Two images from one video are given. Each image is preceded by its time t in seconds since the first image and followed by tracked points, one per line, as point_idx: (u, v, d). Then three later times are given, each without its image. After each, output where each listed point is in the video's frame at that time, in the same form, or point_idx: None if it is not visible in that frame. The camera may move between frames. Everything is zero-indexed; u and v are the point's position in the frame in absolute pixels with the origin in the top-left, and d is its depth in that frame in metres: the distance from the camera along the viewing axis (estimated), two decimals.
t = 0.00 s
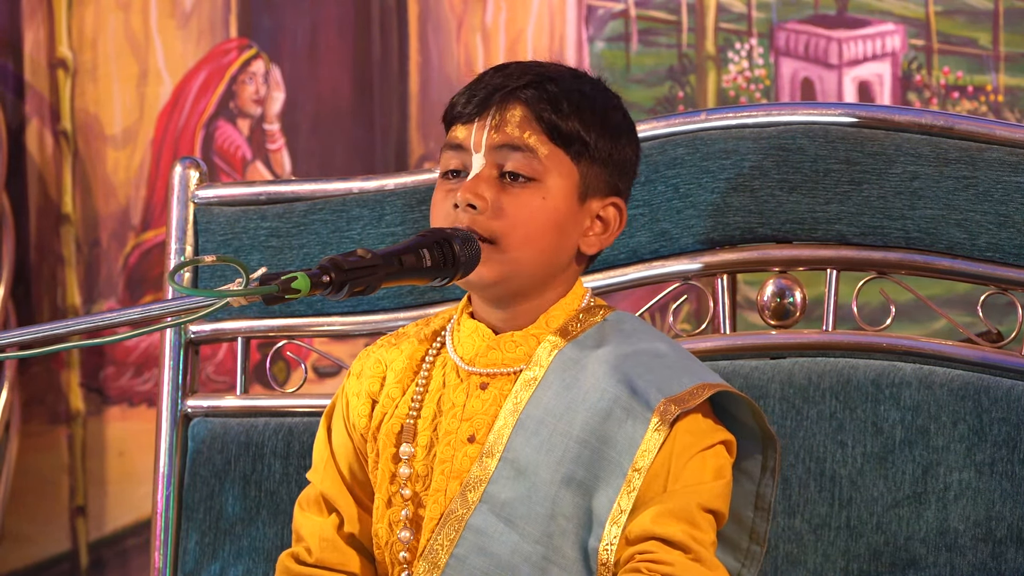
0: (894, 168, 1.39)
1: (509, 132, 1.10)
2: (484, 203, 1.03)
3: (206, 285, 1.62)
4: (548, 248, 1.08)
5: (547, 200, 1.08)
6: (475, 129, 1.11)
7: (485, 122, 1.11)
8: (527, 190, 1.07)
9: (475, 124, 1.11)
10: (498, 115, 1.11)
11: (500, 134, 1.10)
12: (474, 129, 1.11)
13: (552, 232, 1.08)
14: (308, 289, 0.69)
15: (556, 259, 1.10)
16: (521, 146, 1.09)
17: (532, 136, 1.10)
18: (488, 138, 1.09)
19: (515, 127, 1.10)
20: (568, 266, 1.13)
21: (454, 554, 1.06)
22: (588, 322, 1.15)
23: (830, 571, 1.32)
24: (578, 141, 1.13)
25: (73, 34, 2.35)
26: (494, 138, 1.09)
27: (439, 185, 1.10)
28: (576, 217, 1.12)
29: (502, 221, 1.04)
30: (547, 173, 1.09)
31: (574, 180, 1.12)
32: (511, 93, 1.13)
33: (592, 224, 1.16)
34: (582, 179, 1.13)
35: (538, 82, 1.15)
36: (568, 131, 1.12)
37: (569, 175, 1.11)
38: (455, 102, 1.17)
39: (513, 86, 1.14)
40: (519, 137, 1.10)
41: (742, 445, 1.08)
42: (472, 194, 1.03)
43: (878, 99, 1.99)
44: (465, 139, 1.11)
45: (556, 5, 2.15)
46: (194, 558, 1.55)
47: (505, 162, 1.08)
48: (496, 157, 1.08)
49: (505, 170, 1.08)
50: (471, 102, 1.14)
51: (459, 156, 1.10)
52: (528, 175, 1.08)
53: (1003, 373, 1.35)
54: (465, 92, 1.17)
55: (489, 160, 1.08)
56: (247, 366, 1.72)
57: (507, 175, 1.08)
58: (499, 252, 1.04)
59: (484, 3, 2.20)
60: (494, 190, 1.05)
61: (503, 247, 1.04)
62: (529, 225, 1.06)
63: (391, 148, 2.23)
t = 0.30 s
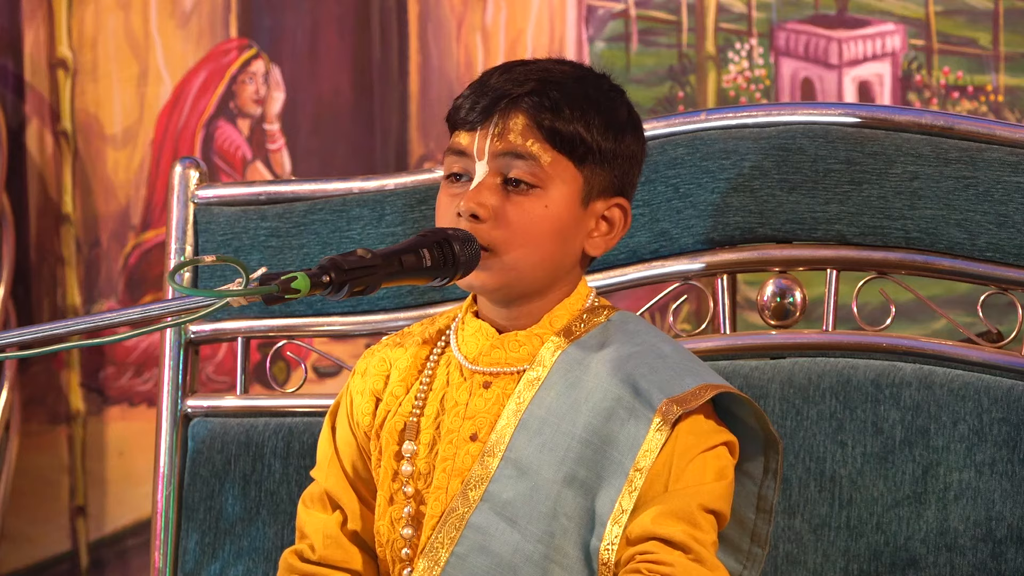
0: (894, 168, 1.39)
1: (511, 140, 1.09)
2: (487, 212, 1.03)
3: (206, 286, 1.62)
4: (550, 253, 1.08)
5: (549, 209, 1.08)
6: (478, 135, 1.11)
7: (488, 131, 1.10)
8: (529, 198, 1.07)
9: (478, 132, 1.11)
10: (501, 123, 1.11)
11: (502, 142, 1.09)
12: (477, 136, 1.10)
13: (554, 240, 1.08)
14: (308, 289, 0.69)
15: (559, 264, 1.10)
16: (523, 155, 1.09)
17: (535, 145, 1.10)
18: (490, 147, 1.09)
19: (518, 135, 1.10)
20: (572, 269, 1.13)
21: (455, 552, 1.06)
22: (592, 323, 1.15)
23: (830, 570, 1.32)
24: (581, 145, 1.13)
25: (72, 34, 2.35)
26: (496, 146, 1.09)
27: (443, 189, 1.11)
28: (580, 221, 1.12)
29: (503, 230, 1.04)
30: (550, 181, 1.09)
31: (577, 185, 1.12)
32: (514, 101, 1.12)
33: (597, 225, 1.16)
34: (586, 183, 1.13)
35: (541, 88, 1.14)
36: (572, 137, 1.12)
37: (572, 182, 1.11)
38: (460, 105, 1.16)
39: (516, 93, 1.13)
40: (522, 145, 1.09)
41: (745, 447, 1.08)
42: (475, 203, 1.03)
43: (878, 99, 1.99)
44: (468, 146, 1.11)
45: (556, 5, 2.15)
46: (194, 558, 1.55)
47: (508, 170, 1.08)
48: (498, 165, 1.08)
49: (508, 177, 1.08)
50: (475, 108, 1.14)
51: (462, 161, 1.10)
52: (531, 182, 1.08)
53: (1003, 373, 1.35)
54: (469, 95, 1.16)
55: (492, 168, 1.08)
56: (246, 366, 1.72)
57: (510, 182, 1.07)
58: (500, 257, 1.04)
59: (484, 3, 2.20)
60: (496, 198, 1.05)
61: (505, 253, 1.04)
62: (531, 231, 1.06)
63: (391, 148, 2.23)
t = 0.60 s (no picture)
0: (894, 168, 1.39)
1: (514, 140, 1.10)
2: (491, 212, 1.03)
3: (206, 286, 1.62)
4: (553, 253, 1.08)
5: (553, 208, 1.08)
6: (482, 136, 1.11)
7: (492, 130, 1.11)
8: (533, 197, 1.07)
9: (482, 132, 1.11)
10: (504, 122, 1.11)
11: (506, 142, 1.10)
12: (480, 137, 1.11)
13: (557, 238, 1.08)
14: (308, 289, 0.69)
15: (561, 263, 1.10)
16: (527, 154, 1.09)
17: (539, 144, 1.10)
18: (495, 146, 1.09)
19: (521, 134, 1.10)
20: (575, 268, 1.13)
21: (455, 551, 1.06)
22: (595, 324, 1.15)
23: (830, 570, 1.32)
24: (584, 144, 1.13)
25: (72, 34, 2.35)
26: (500, 145, 1.09)
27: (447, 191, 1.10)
28: (583, 221, 1.12)
29: (507, 229, 1.04)
30: (554, 180, 1.09)
31: (581, 184, 1.12)
32: (517, 100, 1.12)
33: (601, 224, 1.15)
34: (589, 182, 1.13)
35: (544, 88, 1.14)
36: (574, 136, 1.12)
37: (576, 181, 1.11)
38: (463, 105, 1.17)
39: (518, 93, 1.13)
40: (525, 145, 1.09)
41: (746, 448, 1.08)
42: (479, 203, 1.03)
43: (878, 99, 1.99)
44: (472, 146, 1.11)
45: (556, 5, 2.15)
46: (194, 558, 1.55)
47: (512, 170, 1.08)
48: (502, 165, 1.08)
49: (512, 178, 1.07)
50: (478, 108, 1.14)
51: (465, 161, 1.10)
52: (535, 182, 1.08)
53: (1003, 373, 1.35)
54: (473, 95, 1.16)
55: (496, 168, 1.08)
56: (247, 366, 1.72)
57: (514, 182, 1.07)
58: (503, 256, 1.04)
59: (484, 3, 2.20)
60: (500, 197, 1.05)
61: (507, 252, 1.04)
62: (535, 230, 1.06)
63: (391, 149, 2.23)
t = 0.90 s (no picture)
0: (894, 168, 1.39)
1: (511, 134, 1.10)
2: (487, 206, 1.03)
3: (206, 286, 1.62)
4: (548, 249, 1.08)
5: (548, 204, 1.08)
6: (478, 130, 1.10)
7: (488, 125, 1.10)
8: (528, 193, 1.07)
9: (478, 127, 1.11)
10: (501, 118, 1.11)
11: (502, 136, 1.09)
12: (477, 131, 1.10)
13: (552, 235, 1.08)
14: (308, 289, 0.69)
15: (556, 262, 1.09)
16: (524, 149, 1.09)
17: (536, 140, 1.10)
18: (491, 140, 1.09)
19: (518, 129, 1.10)
20: (570, 268, 1.13)
21: (455, 554, 1.06)
22: (592, 325, 1.15)
23: (830, 570, 1.32)
24: (580, 143, 1.13)
25: (72, 34, 2.35)
26: (497, 139, 1.09)
27: (442, 186, 1.10)
28: (578, 220, 1.11)
29: (503, 224, 1.04)
30: (550, 177, 1.09)
31: (576, 183, 1.12)
32: (514, 97, 1.12)
33: (595, 225, 1.15)
34: (584, 181, 1.13)
35: (541, 86, 1.14)
36: (571, 134, 1.12)
37: (571, 180, 1.11)
38: (459, 102, 1.17)
39: (516, 90, 1.13)
40: (522, 139, 1.09)
41: (744, 447, 1.08)
42: (475, 197, 1.03)
43: (878, 99, 1.99)
44: (467, 140, 1.10)
45: (556, 5, 2.15)
46: (194, 558, 1.55)
47: (507, 165, 1.08)
48: (498, 160, 1.08)
49: (508, 172, 1.08)
50: (474, 105, 1.14)
51: (461, 156, 1.10)
52: (531, 178, 1.08)
53: (1003, 373, 1.35)
54: (469, 92, 1.17)
55: (492, 163, 1.08)
56: (247, 366, 1.72)
57: (509, 177, 1.07)
58: (498, 253, 1.04)
59: (484, 3, 2.20)
60: (495, 192, 1.05)
61: (503, 250, 1.04)
62: (531, 225, 1.06)
63: (391, 149, 2.23)
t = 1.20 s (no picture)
0: (894, 168, 1.39)
1: (507, 134, 1.10)
2: (483, 206, 1.03)
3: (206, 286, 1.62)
4: (545, 249, 1.08)
5: (544, 205, 1.08)
6: (475, 130, 1.11)
7: (485, 125, 1.11)
8: (525, 193, 1.07)
9: (475, 126, 1.11)
10: (498, 117, 1.11)
11: (498, 136, 1.09)
12: (474, 131, 1.10)
13: (549, 235, 1.08)
14: (308, 289, 0.69)
15: (553, 262, 1.09)
16: (520, 149, 1.09)
17: (532, 139, 1.10)
18: (487, 140, 1.09)
19: (515, 129, 1.10)
20: (567, 267, 1.13)
21: (455, 555, 1.06)
22: (591, 325, 1.15)
23: (830, 571, 1.32)
24: (577, 143, 1.13)
25: (72, 34, 2.35)
26: (493, 139, 1.09)
27: (438, 186, 1.10)
28: (574, 220, 1.12)
29: (500, 224, 1.04)
30: (546, 177, 1.09)
31: (572, 183, 1.12)
32: (511, 96, 1.12)
33: (591, 226, 1.15)
34: (581, 181, 1.13)
35: (538, 86, 1.14)
36: (568, 134, 1.12)
37: (567, 180, 1.11)
38: (456, 103, 1.17)
39: (512, 90, 1.13)
40: (519, 139, 1.09)
41: (744, 448, 1.08)
42: (471, 197, 1.03)
43: (878, 99, 1.99)
44: (464, 141, 1.10)
45: (556, 5, 2.15)
46: (194, 558, 1.55)
47: (504, 165, 1.08)
48: (495, 160, 1.08)
49: (504, 172, 1.08)
50: (471, 104, 1.14)
51: (457, 157, 1.10)
52: (528, 178, 1.08)
53: (1003, 374, 1.35)
54: (466, 93, 1.17)
55: (488, 163, 1.08)
56: (247, 366, 1.72)
57: (506, 177, 1.08)
58: (495, 253, 1.04)
59: (484, 3, 2.20)
60: (492, 192, 1.05)
61: (500, 249, 1.04)
62: (528, 225, 1.06)
63: (391, 149, 2.23)
